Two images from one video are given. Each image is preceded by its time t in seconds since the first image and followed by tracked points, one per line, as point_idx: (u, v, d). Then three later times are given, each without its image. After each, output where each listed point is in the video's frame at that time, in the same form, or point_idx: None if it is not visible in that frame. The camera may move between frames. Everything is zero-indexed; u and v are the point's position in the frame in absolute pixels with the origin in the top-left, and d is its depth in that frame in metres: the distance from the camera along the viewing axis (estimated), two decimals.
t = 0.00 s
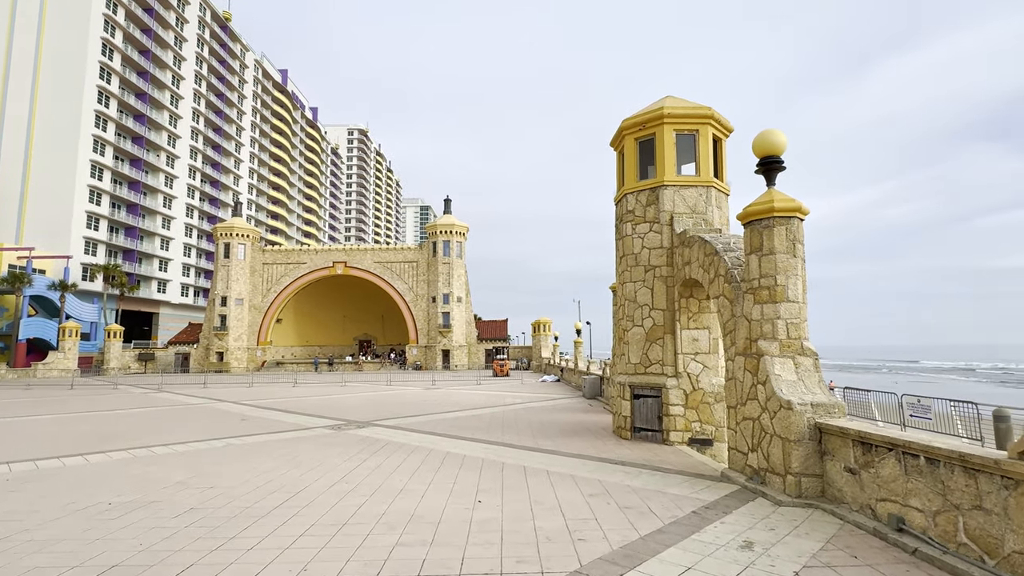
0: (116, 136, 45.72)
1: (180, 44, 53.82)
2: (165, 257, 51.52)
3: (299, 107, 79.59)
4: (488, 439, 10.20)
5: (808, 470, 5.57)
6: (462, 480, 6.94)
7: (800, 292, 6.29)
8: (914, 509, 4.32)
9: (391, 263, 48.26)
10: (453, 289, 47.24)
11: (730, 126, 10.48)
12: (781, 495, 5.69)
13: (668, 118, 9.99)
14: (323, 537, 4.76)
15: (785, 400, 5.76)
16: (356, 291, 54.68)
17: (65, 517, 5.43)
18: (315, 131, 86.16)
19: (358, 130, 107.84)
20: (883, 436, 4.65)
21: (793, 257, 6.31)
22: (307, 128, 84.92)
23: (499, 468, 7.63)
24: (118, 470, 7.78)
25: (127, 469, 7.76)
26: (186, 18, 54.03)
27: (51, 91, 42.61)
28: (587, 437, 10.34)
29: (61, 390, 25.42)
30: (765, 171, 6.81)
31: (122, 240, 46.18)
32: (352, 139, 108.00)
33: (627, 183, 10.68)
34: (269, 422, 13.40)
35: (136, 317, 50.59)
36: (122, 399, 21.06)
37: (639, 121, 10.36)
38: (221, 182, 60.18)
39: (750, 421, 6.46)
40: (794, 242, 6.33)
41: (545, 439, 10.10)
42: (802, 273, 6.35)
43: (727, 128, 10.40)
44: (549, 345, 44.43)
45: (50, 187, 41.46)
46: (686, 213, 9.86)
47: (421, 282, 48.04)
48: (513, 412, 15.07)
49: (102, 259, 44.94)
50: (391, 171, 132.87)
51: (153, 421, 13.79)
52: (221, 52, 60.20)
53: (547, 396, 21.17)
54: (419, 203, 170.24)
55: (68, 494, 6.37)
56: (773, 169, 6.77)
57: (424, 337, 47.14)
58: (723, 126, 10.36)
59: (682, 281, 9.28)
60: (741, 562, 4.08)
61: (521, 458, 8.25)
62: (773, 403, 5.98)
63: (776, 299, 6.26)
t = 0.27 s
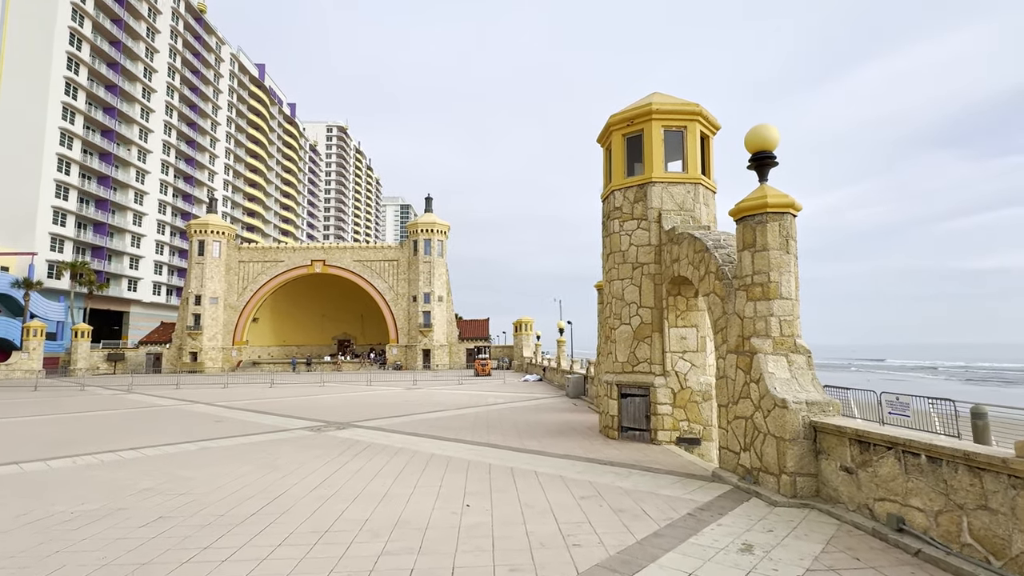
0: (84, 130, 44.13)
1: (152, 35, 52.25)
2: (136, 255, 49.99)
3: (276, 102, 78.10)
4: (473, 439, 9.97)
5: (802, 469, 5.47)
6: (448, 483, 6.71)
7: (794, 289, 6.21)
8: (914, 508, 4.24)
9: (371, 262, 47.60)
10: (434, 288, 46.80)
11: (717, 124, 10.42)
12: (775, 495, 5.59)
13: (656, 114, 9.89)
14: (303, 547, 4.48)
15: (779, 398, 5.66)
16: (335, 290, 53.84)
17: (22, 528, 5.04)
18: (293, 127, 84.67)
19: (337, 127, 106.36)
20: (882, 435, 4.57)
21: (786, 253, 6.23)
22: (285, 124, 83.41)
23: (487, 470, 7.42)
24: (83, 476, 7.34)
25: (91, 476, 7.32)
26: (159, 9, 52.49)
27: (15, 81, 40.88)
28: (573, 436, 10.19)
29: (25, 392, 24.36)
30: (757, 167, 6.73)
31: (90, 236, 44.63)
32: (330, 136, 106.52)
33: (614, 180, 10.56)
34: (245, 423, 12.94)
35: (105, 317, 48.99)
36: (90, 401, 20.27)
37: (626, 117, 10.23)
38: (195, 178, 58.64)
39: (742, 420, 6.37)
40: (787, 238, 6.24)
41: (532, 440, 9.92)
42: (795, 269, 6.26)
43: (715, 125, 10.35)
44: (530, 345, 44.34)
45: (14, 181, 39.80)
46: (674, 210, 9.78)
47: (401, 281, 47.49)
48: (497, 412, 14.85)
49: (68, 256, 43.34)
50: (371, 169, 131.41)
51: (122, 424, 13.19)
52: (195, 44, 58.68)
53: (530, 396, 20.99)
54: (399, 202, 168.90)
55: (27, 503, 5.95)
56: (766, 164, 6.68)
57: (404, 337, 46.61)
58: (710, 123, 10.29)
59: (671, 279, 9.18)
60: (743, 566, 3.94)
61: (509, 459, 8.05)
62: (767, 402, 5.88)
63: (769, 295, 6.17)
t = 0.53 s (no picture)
0: (47, 122, 42.35)
1: (120, 25, 50.45)
2: (102, 252, 48.21)
3: (251, 97, 76.38)
4: (457, 442, 9.70)
5: (797, 472, 5.37)
6: (433, 490, 6.45)
7: (786, 288, 6.12)
8: (915, 513, 4.15)
9: (348, 260, 46.79)
10: (413, 288, 46.28)
11: (703, 123, 10.36)
12: (769, 498, 5.48)
13: (643, 112, 9.77)
14: (281, 563, 4.19)
15: (773, 400, 5.56)
16: (312, 289, 52.83)
17: None
18: (268, 123, 82.92)
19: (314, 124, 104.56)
20: (881, 437, 4.47)
21: (779, 253, 6.14)
22: (259, 120, 81.64)
23: (472, 476, 7.17)
24: (40, 486, 6.86)
25: (49, 486, 6.84)
26: None
27: None
28: (559, 439, 10.00)
29: None
30: (749, 165, 6.63)
31: (53, 233, 42.85)
32: (307, 133, 104.76)
33: (600, 178, 10.41)
34: (217, 428, 12.42)
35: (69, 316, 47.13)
36: (50, 405, 19.29)
37: (613, 115, 10.09)
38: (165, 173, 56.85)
39: (734, 422, 6.25)
40: (780, 237, 6.16)
41: (517, 442, 9.68)
42: (787, 269, 6.18)
43: (701, 124, 10.29)
44: (510, 344, 44.18)
45: None
46: (660, 209, 9.68)
47: (379, 280, 46.81)
48: (479, 413, 14.57)
49: (30, 253, 41.55)
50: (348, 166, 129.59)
51: (84, 429, 12.52)
52: (166, 36, 56.93)
53: (511, 396, 20.78)
54: (377, 200, 167.12)
55: None
56: (758, 162, 6.59)
57: (382, 336, 45.94)
58: (697, 121, 10.22)
59: (658, 279, 9.07)
60: None
61: (495, 463, 7.82)
62: (759, 404, 5.77)
63: (762, 296, 6.06)
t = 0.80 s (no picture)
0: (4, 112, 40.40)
1: (84, 13, 48.44)
2: (63, 249, 46.27)
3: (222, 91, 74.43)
4: (436, 445, 9.42)
5: (787, 474, 5.27)
6: (413, 496, 6.19)
7: (774, 287, 6.04)
8: (911, 515, 4.07)
9: (323, 259, 45.86)
10: (390, 287, 45.65)
11: (687, 121, 10.29)
12: (759, 500, 5.37)
13: (627, 109, 9.65)
14: None
15: (763, 400, 5.45)
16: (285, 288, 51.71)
17: None
18: (240, 117, 80.90)
19: (288, 119, 102.40)
20: (875, 438, 4.39)
21: (767, 250, 6.05)
22: (231, 114, 79.58)
23: (454, 480, 6.93)
24: None
25: None
26: None
27: None
28: (541, 440, 9.81)
29: None
30: (737, 161, 6.54)
31: (10, 228, 40.91)
32: (280, 128, 102.69)
33: (583, 175, 10.26)
34: (184, 431, 11.88)
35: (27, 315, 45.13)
36: (4, 408, 18.30)
37: (596, 111, 9.94)
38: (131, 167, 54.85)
39: (722, 423, 6.14)
40: (768, 235, 6.07)
41: (499, 443, 9.46)
42: (776, 267, 6.10)
43: (684, 122, 10.22)
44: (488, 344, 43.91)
45: None
46: (644, 207, 9.57)
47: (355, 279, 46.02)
48: (459, 414, 14.29)
49: None
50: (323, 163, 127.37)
51: (40, 434, 11.84)
52: (132, 26, 54.94)
53: (489, 397, 20.56)
54: (352, 198, 164.94)
55: None
56: (745, 159, 6.51)
57: (357, 336, 45.18)
58: (680, 119, 10.15)
59: (642, 277, 8.95)
60: None
61: (477, 466, 7.60)
62: (749, 404, 5.67)
63: (750, 295, 5.96)
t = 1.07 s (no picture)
0: None
1: None
2: (20, 245, 44.15)
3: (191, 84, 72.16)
4: (413, 446, 9.12)
5: (775, 474, 5.16)
6: (390, 501, 5.90)
7: (760, 284, 5.94)
8: (904, 516, 3.97)
9: (296, 256, 44.82)
10: (365, 286, 44.94)
11: (669, 118, 10.22)
12: (746, 501, 5.25)
13: (609, 103, 9.50)
14: None
15: (750, 398, 5.34)
16: (256, 286, 50.43)
17: None
18: (210, 111, 78.62)
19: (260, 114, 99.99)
20: (867, 436, 4.30)
21: (754, 247, 5.96)
22: (200, 108, 77.26)
23: (432, 484, 6.66)
24: None
25: None
26: None
27: None
28: (521, 440, 9.60)
29: None
30: (723, 156, 6.43)
31: None
32: (252, 123, 100.34)
33: (564, 170, 10.09)
34: (146, 435, 11.29)
35: None
36: None
37: (578, 105, 9.77)
38: (94, 161, 52.59)
39: (708, 422, 6.01)
40: (755, 231, 5.98)
41: (478, 445, 9.21)
42: (761, 263, 6.01)
43: (666, 119, 10.14)
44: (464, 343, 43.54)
45: None
46: (626, 203, 9.46)
47: (329, 278, 45.14)
48: (436, 415, 13.98)
49: None
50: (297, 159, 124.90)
51: None
52: (96, 14, 52.78)
53: (467, 396, 20.29)
54: (326, 195, 162.35)
55: None
56: (731, 154, 6.40)
57: (331, 336, 44.31)
58: (662, 116, 10.06)
59: (624, 275, 8.82)
60: None
61: (457, 468, 7.35)
62: (734, 402, 5.56)
63: (737, 291, 5.84)
